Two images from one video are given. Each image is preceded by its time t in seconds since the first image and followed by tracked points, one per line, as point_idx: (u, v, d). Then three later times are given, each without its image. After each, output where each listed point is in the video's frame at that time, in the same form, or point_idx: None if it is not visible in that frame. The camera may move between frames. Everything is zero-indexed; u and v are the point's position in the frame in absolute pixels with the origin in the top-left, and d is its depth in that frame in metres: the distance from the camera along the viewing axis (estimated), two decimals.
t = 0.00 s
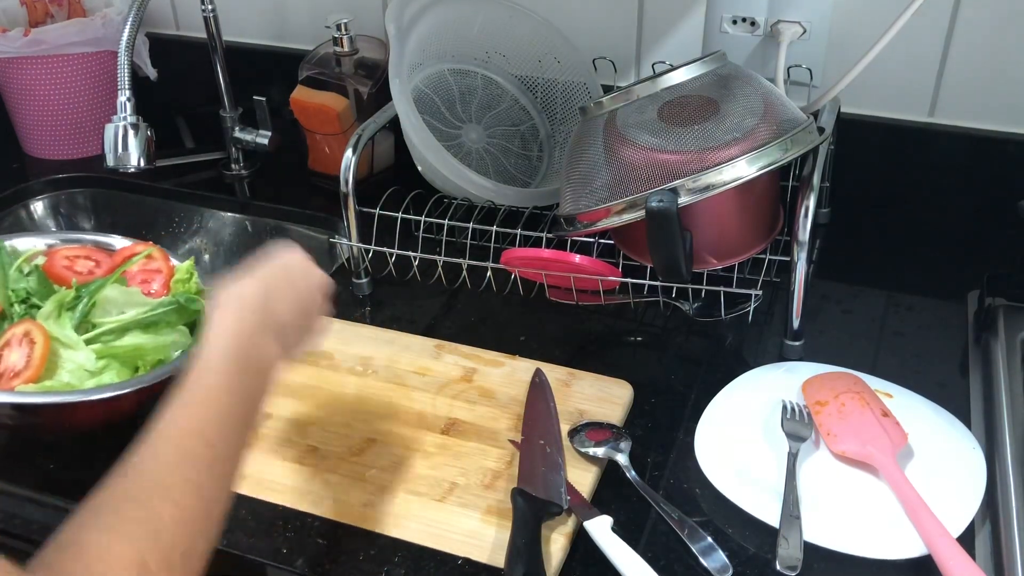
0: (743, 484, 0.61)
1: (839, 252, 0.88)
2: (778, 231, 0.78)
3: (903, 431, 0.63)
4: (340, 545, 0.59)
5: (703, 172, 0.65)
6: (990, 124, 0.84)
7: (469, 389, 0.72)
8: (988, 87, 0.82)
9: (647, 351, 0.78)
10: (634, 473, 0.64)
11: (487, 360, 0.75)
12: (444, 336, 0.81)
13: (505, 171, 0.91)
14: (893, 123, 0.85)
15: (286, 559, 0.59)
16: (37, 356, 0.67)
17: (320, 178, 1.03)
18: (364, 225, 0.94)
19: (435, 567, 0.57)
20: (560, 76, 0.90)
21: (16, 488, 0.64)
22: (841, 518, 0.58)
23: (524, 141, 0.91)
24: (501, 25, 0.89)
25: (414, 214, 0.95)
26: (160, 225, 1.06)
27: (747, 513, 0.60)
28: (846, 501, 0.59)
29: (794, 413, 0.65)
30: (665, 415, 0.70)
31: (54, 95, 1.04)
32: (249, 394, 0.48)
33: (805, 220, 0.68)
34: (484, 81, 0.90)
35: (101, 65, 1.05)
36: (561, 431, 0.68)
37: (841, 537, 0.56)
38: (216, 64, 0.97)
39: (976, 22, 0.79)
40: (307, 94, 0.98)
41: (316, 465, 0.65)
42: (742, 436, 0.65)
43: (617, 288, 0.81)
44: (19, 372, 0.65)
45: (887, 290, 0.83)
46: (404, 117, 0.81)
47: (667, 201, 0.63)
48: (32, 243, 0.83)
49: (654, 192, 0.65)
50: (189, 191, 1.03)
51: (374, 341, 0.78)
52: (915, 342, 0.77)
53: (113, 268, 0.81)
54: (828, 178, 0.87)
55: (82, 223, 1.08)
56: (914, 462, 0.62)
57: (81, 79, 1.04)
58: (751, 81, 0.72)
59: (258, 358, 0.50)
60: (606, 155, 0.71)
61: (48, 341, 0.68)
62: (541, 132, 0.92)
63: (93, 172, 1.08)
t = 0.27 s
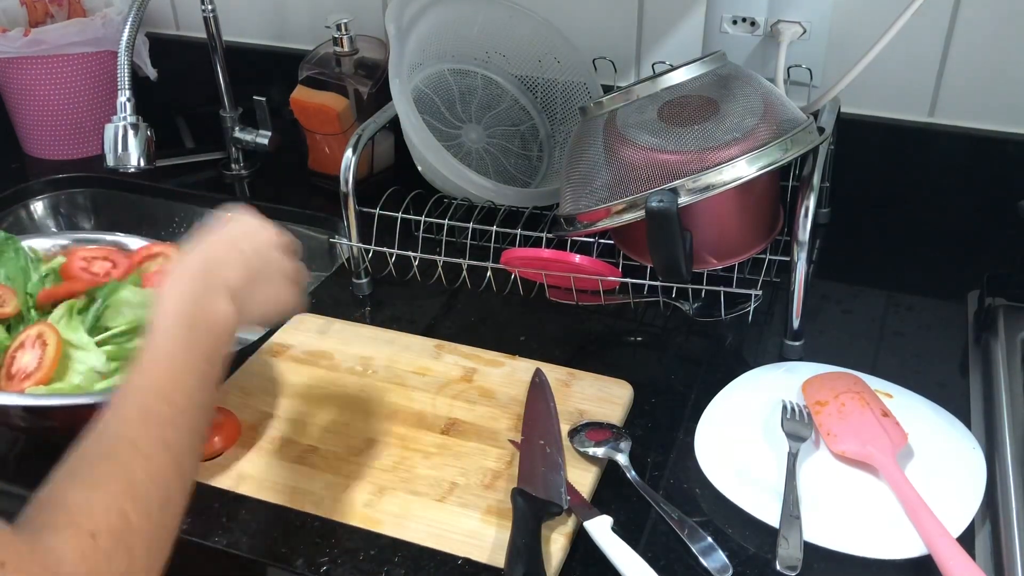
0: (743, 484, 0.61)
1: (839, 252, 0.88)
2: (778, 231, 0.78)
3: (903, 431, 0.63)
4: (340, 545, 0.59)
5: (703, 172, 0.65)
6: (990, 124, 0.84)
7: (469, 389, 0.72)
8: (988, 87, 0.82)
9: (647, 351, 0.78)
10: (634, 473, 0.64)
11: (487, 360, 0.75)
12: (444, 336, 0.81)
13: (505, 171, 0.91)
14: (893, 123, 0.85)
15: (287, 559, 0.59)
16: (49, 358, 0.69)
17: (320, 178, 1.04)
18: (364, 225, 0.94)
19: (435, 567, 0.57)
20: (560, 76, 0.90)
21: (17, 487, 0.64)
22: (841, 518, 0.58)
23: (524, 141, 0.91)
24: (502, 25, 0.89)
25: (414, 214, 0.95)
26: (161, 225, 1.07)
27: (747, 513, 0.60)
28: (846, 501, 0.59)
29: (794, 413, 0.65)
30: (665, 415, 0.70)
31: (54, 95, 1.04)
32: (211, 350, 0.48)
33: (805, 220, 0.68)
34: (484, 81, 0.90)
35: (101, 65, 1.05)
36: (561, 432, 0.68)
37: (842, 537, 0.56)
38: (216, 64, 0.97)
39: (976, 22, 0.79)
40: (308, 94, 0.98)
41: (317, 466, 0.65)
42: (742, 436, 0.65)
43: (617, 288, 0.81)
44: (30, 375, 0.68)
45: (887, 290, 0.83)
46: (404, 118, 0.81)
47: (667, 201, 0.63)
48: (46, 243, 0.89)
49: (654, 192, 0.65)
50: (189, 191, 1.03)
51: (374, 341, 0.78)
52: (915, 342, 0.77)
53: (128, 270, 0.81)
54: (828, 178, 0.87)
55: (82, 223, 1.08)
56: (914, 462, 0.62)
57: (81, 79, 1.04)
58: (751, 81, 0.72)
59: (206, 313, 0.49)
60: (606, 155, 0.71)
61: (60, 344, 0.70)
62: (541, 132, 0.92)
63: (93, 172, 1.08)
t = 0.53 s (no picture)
0: (743, 484, 0.61)
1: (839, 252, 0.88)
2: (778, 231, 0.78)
3: (903, 431, 0.63)
4: (340, 545, 0.59)
5: (703, 172, 0.65)
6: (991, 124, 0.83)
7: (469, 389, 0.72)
8: (988, 87, 0.82)
9: (647, 351, 0.78)
10: (634, 473, 0.63)
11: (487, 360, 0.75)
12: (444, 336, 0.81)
13: (505, 171, 0.91)
14: (893, 123, 0.85)
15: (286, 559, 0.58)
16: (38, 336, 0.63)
17: (320, 177, 1.03)
18: (364, 225, 0.94)
19: (435, 567, 0.57)
20: (560, 76, 0.90)
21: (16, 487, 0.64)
22: (841, 518, 0.58)
23: (524, 141, 0.91)
24: (502, 25, 0.89)
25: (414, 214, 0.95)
26: (161, 224, 1.07)
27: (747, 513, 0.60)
28: (846, 501, 0.59)
29: (794, 413, 0.65)
30: (665, 415, 0.70)
31: (54, 94, 1.04)
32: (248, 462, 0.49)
33: (805, 220, 0.68)
34: (484, 81, 0.90)
35: (101, 65, 1.05)
36: (562, 432, 0.68)
37: (842, 538, 0.56)
38: (216, 64, 0.97)
39: (976, 21, 0.79)
40: (308, 94, 0.98)
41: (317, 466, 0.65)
42: (742, 436, 0.65)
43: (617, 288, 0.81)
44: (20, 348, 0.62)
45: (887, 290, 0.83)
46: (404, 117, 0.81)
47: (667, 201, 0.63)
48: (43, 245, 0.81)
49: (654, 192, 0.65)
50: (190, 192, 1.03)
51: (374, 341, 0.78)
52: (915, 342, 0.77)
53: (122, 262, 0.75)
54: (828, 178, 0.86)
55: (82, 223, 1.08)
56: (914, 462, 0.62)
57: (81, 79, 1.04)
58: (751, 81, 0.72)
59: (263, 422, 0.51)
60: (606, 154, 0.71)
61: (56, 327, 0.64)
62: (541, 132, 0.92)
63: (93, 172, 1.08)
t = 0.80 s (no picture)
0: (743, 484, 0.61)
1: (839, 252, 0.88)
2: (778, 231, 0.78)
3: (903, 431, 0.63)
4: (339, 545, 0.59)
5: (703, 172, 0.65)
6: (991, 123, 0.83)
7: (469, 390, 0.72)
8: (989, 87, 0.81)
9: (647, 351, 0.78)
10: (635, 473, 0.63)
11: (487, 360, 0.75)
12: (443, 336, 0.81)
13: (505, 171, 0.91)
14: (894, 123, 0.85)
15: (286, 559, 0.58)
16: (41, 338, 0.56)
17: (320, 177, 1.03)
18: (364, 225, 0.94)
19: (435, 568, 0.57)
20: (560, 76, 0.90)
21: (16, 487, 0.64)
22: (841, 518, 0.58)
23: (524, 141, 0.91)
24: (502, 25, 0.88)
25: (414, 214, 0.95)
26: (161, 224, 1.07)
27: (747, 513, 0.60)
28: (846, 501, 0.59)
29: (794, 413, 0.65)
30: (666, 415, 0.70)
31: (53, 94, 1.04)
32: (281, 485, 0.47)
33: (805, 220, 0.68)
34: (484, 81, 0.90)
35: (101, 65, 1.05)
36: (562, 432, 0.68)
37: (842, 538, 0.56)
38: (215, 64, 0.97)
39: (977, 21, 0.79)
40: (308, 94, 0.98)
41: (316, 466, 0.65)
42: (742, 436, 0.65)
43: (617, 288, 0.81)
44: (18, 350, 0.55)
45: (887, 290, 0.83)
46: (404, 118, 0.81)
47: (667, 201, 0.63)
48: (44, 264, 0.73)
49: (654, 192, 0.65)
50: (189, 191, 1.03)
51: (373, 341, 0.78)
52: (915, 342, 0.77)
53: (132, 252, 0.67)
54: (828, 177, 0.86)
55: (82, 223, 1.08)
56: (914, 462, 0.62)
57: (81, 79, 1.04)
58: (751, 80, 0.72)
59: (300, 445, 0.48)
60: (606, 155, 0.71)
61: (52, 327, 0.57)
62: (541, 132, 0.92)
63: (93, 172, 1.08)
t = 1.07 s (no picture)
0: (743, 484, 0.61)
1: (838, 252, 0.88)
2: (778, 230, 0.78)
3: (903, 432, 0.63)
4: (340, 545, 0.59)
5: (703, 172, 0.65)
6: (991, 124, 0.83)
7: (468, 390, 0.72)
8: (989, 87, 0.81)
9: (647, 351, 0.78)
10: (635, 474, 0.63)
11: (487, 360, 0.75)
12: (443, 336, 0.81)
13: (506, 172, 0.91)
14: (894, 123, 0.85)
15: (287, 560, 0.58)
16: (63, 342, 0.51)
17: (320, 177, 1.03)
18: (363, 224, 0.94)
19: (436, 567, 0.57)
20: (560, 75, 0.90)
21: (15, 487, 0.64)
22: (841, 518, 0.58)
23: (524, 141, 0.91)
24: (501, 25, 0.88)
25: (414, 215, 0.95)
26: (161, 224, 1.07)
27: (747, 513, 0.60)
28: (845, 501, 0.59)
29: (794, 413, 0.65)
30: (666, 415, 0.70)
31: (53, 94, 1.04)
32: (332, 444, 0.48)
33: (805, 220, 0.69)
34: (484, 81, 0.89)
35: (101, 65, 1.05)
36: (562, 432, 0.68)
37: (841, 537, 0.56)
38: (215, 64, 0.97)
39: (977, 21, 0.79)
40: (308, 94, 0.97)
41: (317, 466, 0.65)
42: (743, 436, 0.65)
43: (617, 288, 0.81)
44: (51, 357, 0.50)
45: (887, 290, 0.83)
46: (404, 118, 0.81)
47: (667, 201, 0.63)
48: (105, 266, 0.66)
49: (654, 192, 0.65)
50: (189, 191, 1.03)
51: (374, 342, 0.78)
52: (915, 341, 0.77)
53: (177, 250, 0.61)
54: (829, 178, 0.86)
55: (82, 222, 1.08)
56: (914, 462, 0.62)
57: (81, 79, 1.04)
58: (751, 80, 0.72)
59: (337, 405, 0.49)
60: (606, 155, 0.71)
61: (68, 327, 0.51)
62: (541, 132, 0.92)
63: (93, 172, 1.08)
